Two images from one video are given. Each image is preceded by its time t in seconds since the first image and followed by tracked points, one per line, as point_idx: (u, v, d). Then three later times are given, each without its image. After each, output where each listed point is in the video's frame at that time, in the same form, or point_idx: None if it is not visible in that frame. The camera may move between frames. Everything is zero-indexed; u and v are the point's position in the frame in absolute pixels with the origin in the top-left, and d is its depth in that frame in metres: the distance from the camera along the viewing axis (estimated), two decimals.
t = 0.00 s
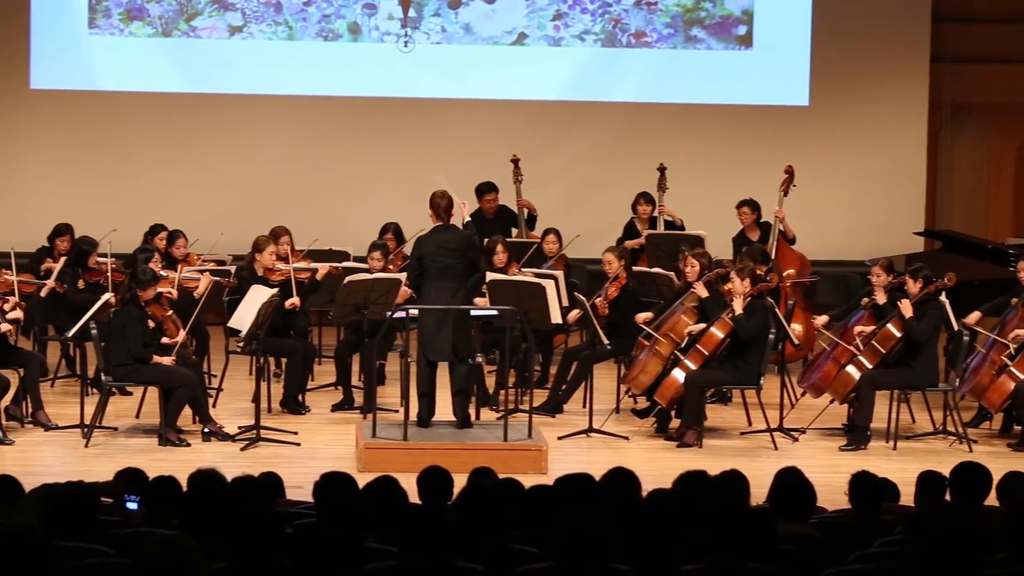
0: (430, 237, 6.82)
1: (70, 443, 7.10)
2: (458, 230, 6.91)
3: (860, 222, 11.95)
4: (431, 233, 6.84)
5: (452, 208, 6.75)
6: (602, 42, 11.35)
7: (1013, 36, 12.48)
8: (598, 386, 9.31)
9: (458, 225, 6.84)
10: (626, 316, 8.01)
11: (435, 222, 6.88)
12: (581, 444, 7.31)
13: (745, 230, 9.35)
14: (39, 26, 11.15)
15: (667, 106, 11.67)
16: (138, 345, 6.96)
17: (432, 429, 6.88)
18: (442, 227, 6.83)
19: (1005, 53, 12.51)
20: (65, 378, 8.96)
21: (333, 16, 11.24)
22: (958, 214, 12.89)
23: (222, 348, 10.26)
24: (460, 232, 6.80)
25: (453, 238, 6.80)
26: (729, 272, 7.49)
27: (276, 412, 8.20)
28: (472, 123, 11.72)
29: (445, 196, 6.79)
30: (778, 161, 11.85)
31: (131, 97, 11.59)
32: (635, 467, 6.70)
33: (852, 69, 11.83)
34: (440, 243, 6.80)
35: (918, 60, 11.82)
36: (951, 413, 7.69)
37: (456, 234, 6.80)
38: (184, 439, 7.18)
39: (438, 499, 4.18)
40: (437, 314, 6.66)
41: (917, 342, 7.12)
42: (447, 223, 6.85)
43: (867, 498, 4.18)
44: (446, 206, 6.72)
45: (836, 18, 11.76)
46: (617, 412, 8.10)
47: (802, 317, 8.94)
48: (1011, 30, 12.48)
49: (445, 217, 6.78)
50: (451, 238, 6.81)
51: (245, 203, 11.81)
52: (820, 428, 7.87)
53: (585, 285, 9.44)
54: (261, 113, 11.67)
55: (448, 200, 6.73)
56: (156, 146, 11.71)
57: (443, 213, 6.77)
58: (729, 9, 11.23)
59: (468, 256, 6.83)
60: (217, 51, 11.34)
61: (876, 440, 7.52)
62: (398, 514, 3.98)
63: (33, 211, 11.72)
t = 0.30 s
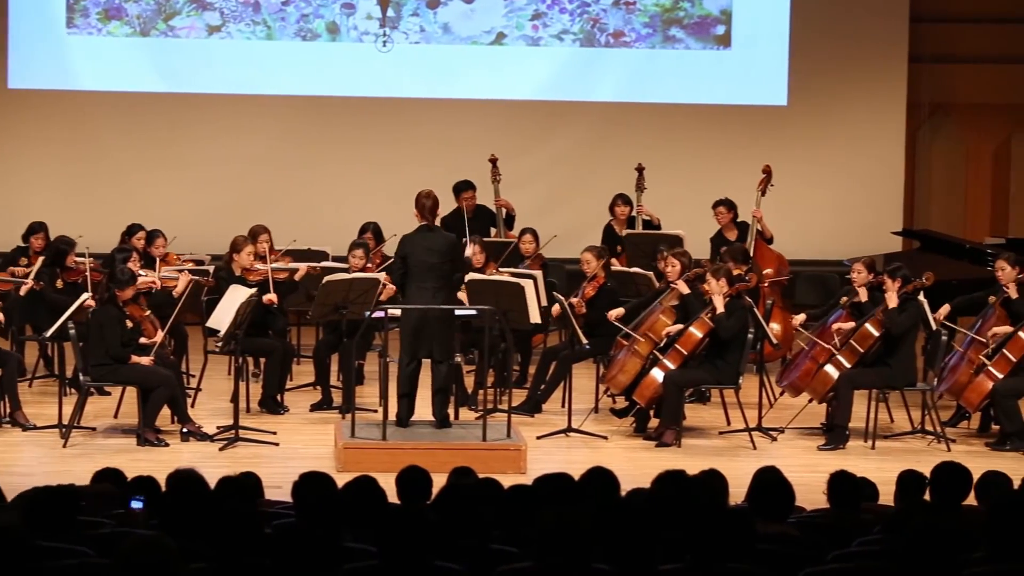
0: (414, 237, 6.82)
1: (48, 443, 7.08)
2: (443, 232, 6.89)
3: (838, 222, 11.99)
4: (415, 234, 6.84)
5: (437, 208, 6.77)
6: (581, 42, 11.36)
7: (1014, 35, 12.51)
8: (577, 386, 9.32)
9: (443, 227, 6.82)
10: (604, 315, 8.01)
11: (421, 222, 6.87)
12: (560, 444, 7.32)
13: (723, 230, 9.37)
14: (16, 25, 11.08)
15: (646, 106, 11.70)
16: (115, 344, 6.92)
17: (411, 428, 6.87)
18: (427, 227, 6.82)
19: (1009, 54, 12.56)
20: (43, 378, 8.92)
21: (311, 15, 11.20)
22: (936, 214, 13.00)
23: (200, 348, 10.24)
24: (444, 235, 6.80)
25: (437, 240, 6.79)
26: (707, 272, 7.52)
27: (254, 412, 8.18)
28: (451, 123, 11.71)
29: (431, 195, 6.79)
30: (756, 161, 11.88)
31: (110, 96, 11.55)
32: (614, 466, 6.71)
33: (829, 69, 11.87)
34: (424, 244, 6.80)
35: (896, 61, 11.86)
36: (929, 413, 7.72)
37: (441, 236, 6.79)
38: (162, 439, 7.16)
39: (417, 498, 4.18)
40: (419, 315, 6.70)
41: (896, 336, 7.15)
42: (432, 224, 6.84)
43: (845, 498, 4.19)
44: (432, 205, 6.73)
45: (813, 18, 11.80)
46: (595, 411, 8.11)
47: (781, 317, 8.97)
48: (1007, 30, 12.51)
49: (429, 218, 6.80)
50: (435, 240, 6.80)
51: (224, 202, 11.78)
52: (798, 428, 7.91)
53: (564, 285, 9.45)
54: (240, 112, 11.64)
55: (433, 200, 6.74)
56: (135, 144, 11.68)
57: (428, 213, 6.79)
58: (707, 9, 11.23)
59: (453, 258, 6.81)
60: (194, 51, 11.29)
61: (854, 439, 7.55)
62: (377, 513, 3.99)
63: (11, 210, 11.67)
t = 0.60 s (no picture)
0: (402, 240, 6.87)
1: (25, 443, 7.05)
2: (430, 236, 6.95)
3: (816, 222, 12.03)
4: (403, 237, 6.90)
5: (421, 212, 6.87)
6: (559, 42, 11.38)
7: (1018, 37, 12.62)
8: (556, 386, 9.33)
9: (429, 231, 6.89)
10: (582, 315, 8.01)
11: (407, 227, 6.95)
12: (538, 444, 7.33)
13: (700, 231, 9.40)
14: None
15: (624, 107, 11.73)
16: (93, 344, 6.89)
17: (389, 428, 6.86)
18: (414, 230, 6.88)
19: (1010, 54, 12.66)
20: (20, 379, 8.88)
21: (289, 15, 11.19)
22: (914, 213, 12.96)
23: (177, 348, 10.20)
24: (431, 238, 6.85)
25: (424, 242, 6.85)
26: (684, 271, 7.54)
27: (232, 412, 8.16)
28: (429, 122, 11.71)
29: (414, 203, 6.92)
30: (734, 161, 11.92)
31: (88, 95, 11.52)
32: (592, 466, 6.72)
33: (807, 70, 11.92)
34: (411, 247, 6.84)
35: (873, 62, 11.91)
36: (906, 412, 7.77)
37: (428, 240, 6.85)
38: (140, 439, 7.14)
39: (396, 498, 4.19)
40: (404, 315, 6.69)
41: (873, 335, 7.19)
42: (418, 228, 6.91)
43: (823, 496, 4.21)
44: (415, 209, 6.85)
45: (790, 19, 11.85)
46: (574, 411, 8.12)
47: (758, 316, 9.00)
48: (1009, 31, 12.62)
49: (415, 221, 6.89)
50: (422, 243, 6.85)
51: (202, 202, 11.75)
52: (776, 427, 7.94)
53: (542, 286, 9.46)
54: (219, 111, 11.63)
55: (415, 205, 6.86)
56: (113, 144, 11.65)
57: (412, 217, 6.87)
58: (685, 8, 11.26)
59: (439, 262, 6.85)
60: (172, 51, 11.27)
61: (832, 438, 7.59)
62: (355, 513, 4.00)
63: None
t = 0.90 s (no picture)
0: (384, 238, 6.82)
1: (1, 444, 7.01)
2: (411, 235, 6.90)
3: (792, 222, 12.07)
4: (385, 236, 6.84)
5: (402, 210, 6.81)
6: (536, 41, 11.38)
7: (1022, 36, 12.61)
8: (532, 386, 9.34)
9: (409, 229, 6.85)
10: (559, 314, 8.02)
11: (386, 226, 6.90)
12: (515, 443, 7.33)
13: (677, 230, 9.42)
14: None
15: (601, 106, 11.75)
16: (69, 344, 6.86)
17: (367, 428, 6.84)
18: (396, 229, 6.84)
19: (1011, 54, 12.66)
20: None
21: (266, 14, 11.16)
22: (890, 212, 13.01)
23: (154, 348, 10.16)
24: (413, 237, 6.81)
25: (407, 241, 6.81)
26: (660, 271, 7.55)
27: (209, 412, 8.13)
28: (407, 122, 11.70)
29: (393, 202, 6.85)
30: (711, 160, 11.94)
31: (64, 95, 11.47)
32: (569, 466, 6.73)
33: (784, 70, 11.96)
34: (393, 246, 6.79)
35: (850, 62, 11.94)
36: (883, 411, 7.81)
37: (410, 238, 6.81)
38: (117, 439, 7.11)
39: (373, 497, 4.19)
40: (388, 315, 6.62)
41: (850, 335, 7.23)
42: (399, 226, 6.86)
43: (800, 496, 4.21)
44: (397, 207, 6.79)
45: (767, 20, 11.89)
46: (551, 410, 8.13)
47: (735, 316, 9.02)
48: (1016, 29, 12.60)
49: (395, 219, 6.84)
50: (405, 241, 6.81)
51: (178, 203, 11.72)
52: (753, 426, 7.97)
53: (519, 285, 9.45)
54: (195, 111, 11.59)
55: (394, 204, 6.80)
56: (88, 144, 11.61)
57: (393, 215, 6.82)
58: (662, 8, 11.27)
59: (421, 261, 6.81)
60: (149, 50, 11.23)
61: (809, 438, 7.62)
62: (332, 513, 3.99)
63: None
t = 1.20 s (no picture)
0: (356, 235, 6.79)
1: None
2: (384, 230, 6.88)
3: (770, 222, 12.10)
4: (357, 232, 6.81)
5: (381, 206, 6.80)
6: (513, 41, 11.39)
7: (1001, 35, 12.71)
8: (510, 386, 9.34)
9: (387, 225, 6.84)
10: (537, 314, 8.04)
11: (361, 220, 6.86)
12: (493, 443, 7.33)
13: (656, 229, 9.45)
14: None
15: (579, 106, 11.76)
16: (47, 344, 6.83)
17: (344, 429, 6.83)
18: (371, 225, 6.83)
19: (1005, 53, 12.76)
20: None
21: (243, 14, 11.12)
22: (868, 211, 13.06)
23: (131, 349, 10.12)
24: (387, 234, 6.80)
25: (380, 238, 6.79)
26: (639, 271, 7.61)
27: (186, 412, 8.11)
28: (385, 122, 11.69)
29: (373, 195, 6.84)
30: (689, 160, 11.97)
31: (41, 94, 11.42)
32: (547, 466, 6.73)
33: (761, 71, 12.00)
34: (366, 243, 6.78)
35: (827, 63, 11.98)
36: (860, 410, 7.84)
37: (385, 235, 6.79)
38: (94, 439, 7.08)
39: (351, 498, 4.19)
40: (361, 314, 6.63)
41: (827, 335, 7.26)
42: (374, 223, 6.85)
43: (777, 495, 4.24)
44: (376, 203, 6.78)
45: (744, 21, 11.93)
46: (529, 410, 8.14)
47: (713, 316, 9.06)
48: (998, 30, 12.70)
49: (373, 215, 6.82)
50: (378, 239, 6.79)
51: (155, 203, 11.68)
52: (731, 426, 8.00)
53: (498, 285, 9.46)
54: (172, 112, 11.57)
55: (377, 198, 6.79)
56: (65, 143, 11.56)
57: (371, 211, 6.80)
58: (639, 8, 11.28)
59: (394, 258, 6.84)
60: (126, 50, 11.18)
61: (787, 437, 7.65)
62: (309, 513, 3.99)
63: None
